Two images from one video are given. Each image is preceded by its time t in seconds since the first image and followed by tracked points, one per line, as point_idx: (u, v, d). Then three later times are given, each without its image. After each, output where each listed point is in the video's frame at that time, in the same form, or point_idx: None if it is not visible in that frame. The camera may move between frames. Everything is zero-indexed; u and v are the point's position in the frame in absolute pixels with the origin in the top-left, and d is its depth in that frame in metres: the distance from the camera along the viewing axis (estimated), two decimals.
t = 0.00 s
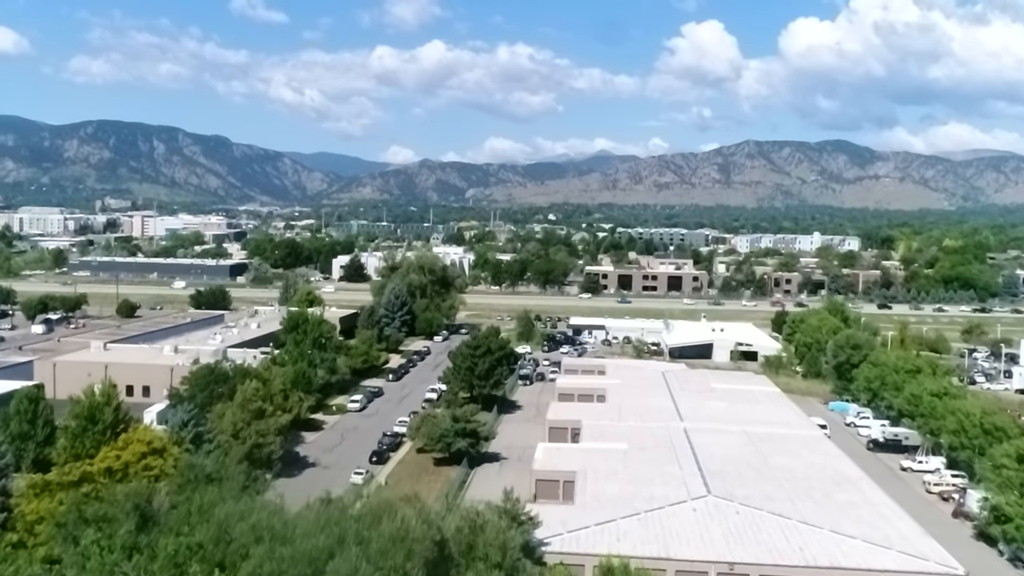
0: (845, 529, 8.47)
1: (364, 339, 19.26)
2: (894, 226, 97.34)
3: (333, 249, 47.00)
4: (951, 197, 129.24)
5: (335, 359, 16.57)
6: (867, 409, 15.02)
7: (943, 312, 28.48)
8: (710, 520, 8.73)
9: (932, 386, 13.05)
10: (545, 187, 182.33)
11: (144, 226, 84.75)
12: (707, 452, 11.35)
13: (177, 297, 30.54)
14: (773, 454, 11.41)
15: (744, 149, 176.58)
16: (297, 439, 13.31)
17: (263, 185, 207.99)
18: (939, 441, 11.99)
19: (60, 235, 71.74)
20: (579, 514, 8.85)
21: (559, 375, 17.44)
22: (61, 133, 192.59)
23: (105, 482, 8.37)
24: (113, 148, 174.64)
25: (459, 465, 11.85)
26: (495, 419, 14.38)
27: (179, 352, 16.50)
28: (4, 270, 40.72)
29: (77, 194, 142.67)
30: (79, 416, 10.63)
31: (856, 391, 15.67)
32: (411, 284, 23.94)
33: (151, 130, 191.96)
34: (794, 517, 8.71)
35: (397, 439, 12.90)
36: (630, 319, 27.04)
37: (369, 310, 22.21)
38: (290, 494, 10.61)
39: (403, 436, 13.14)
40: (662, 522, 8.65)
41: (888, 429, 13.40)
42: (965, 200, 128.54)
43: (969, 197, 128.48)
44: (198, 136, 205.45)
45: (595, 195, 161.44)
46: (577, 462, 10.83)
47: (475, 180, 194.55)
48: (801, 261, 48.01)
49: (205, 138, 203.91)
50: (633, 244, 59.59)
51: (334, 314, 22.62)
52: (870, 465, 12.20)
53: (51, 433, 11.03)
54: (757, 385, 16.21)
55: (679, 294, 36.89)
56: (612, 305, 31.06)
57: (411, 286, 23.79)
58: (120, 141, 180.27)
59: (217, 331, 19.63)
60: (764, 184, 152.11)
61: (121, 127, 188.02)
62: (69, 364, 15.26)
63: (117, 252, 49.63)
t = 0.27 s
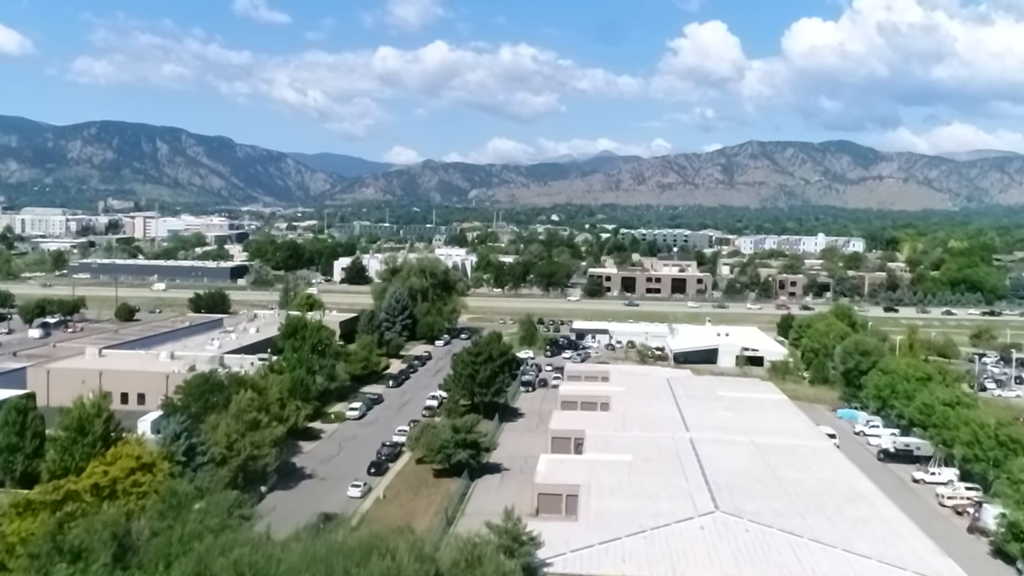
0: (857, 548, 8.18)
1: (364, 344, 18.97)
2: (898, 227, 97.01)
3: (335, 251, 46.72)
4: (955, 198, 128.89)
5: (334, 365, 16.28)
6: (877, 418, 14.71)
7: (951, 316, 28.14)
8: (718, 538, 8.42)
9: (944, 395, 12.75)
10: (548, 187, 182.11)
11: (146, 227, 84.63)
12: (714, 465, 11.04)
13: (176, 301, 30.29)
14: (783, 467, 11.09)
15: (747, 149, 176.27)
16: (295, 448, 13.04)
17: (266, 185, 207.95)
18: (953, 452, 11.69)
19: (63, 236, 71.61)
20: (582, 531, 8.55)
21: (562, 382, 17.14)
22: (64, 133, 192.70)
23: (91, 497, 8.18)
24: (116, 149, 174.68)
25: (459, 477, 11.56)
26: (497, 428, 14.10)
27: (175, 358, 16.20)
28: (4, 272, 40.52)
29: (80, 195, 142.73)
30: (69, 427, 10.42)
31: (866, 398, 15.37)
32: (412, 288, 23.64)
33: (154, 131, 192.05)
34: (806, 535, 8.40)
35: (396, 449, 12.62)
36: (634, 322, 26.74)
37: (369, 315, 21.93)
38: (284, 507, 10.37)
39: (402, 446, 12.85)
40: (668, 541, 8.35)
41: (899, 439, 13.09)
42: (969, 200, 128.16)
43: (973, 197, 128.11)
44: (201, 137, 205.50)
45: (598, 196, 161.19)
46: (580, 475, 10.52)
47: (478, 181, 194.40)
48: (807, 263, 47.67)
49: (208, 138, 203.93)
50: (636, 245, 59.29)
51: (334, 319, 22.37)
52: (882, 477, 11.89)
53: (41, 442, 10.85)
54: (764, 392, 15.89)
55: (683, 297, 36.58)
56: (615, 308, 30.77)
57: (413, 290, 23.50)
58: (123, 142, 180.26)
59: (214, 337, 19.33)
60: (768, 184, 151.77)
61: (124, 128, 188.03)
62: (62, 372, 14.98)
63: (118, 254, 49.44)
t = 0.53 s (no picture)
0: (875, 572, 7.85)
1: (367, 350, 18.65)
2: (906, 228, 96.59)
3: (340, 253, 46.48)
4: (963, 197, 128.39)
5: (336, 373, 15.97)
6: (891, 428, 14.36)
7: (963, 320, 27.78)
8: (729, 558, 8.10)
9: (961, 406, 12.39)
10: (555, 187, 181.87)
11: (152, 228, 84.50)
12: (725, 479, 10.70)
13: (180, 304, 30.04)
14: (796, 481, 10.74)
15: (754, 149, 176.16)
16: (294, 459, 12.73)
17: (272, 185, 208.00)
18: (971, 466, 11.34)
19: (68, 237, 71.47)
20: (590, 552, 8.22)
21: (569, 390, 16.80)
22: (71, 133, 192.92)
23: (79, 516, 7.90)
24: (124, 149, 175.02)
25: (462, 491, 11.27)
26: (501, 438, 13.77)
27: (175, 365, 15.91)
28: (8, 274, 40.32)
29: (87, 194, 142.81)
30: (62, 439, 10.13)
31: (879, 407, 15.01)
32: (417, 292, 23.37)
33: (161, 131, 192.16)
34: (823, 558, 8.05)
35: (398, 461, 12.31)
36: (641, 326, 26.41)
37: (374, 320, 21.69)
38: (282, 523, 10.09)
39: (404, 457, 12.55)
40: (678, 562, 8.02)
41: (914, 451, 12.74)
42: (978, 200, 127.65)
43: (981, 197, 127.59)
44: (208, 137, 205.59)
45: (605, 196, 160.87)
46: (588, 489, 10.19)
47: (484, 181, 194.19)
48: (816, 265, 47.29)
49: (214, 138, 203.99)
50: (644, 247, 58.98)
51: (338, 323, 22.09)
52: (899, 492, 11.55)
53: (35, 450, 10.59)
54: (775, 401, 15.55)
55: (690, 300, 36.23)
56: (622, 311, 30.45)
57: (417, 294, 23.24)
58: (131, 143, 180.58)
59: (215, 342, 19.04)
60: (775, 184, 151.33)
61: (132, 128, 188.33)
62: (60, 380, 14.71)
63: (123, 256, 49.25)
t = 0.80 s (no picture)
0: None
1: (369, 357, 18.33)
2: (915, 228, 96.15)
3: (345, 255, 46.22)
4: (972, 197, 127.84)
5: (338, 382, 15.65)
6: (906, 440, 14.01)
7: (976, 325, 27.38)
8: None
9: (979, 419, 12.04)
10: (562, 187, 181.60)
11: (158, 229, 84.42)
12: (736, 496, 10.36)
13: (182, 308, 29.80)
14: (809, 499, 10.40)
15: (762, 150, 175.70)
16: (294, 473, 12.41)
17: (279, 186, 208.10)
18: (990, 483, 11.00)
19: (74, 238, 71.34)
20: None
21: (575, 398, 16.47)
22: (79, 133, 193.31)
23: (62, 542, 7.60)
24: (131, 149, 175.35)
25: (465, 507, 10.96)
26: (506, 450, 13.45)
27: (173, 374, 15.61)
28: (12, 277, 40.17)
29: (95, 194, 143.10)
30: (52, 455, 9.84)
31: (893, 418, 14.66)
32: (421, 297, 23.07)
33: (168, 131, 192.48)
34: None
35: (400, 474, 12.01)
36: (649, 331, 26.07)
37: (377, 326, 21.47)
38: (278, 542, 9.80)
39: (406, 471, 12.23)
40: None
41: (930, 465, 12.40)
42: (986, 200, 127.09)
43: (990, 197, 127.06)
44: (215, 137, 205.82)
45: (612, 196, 160.54)
46: (594, 507, 9.86)
47: (491, 182, 193.98)
48: (825, 267, 46.90)
49: (221, 139, 204.16)
50: (651, 248, 58.66)
51: (341, 329, 21.79)
52: (915, 509, 11.22)
53: (26, 463, 10.31)
54: (787, 411, 15.19)
55: (698, 303, 35.89)
56: (629, 315, 30.13)
57: (422, 299, 22.95)
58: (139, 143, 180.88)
59: (216, 349, 18.74)
60: (782, 184, 150.85)
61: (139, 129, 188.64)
62: (56, 389, 14.41)
63: (128, 257, 49.12)
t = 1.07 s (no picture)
0: None
1: (373, 367, 18.00)
2: (926, 229, 95.55)
3: (352, 258, 45.97)
4: (983, 198, 127.12)
5: (342, 392, 15.33)
6: (923, 454, 13.63)
7: (991, 330, 26.94)
8: None
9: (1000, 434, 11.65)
10: (570, 188, 181.28)
11: (166, 231, 84.41)
12: (749, 517, 10.00)
13: (186, 313, 29.55)
14: (826, 519, 10.02)
15: (771, 150, 175.08)
16: (294, 488, 12.11)
17: (288, 187, 208.32)
18: (1013, 501, 10.63)
19: (82, 241, 71.35)
20: None
21: (583, 410, 16.12)
22: (88, 134, 193.75)
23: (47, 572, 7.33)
24: (140, 151, 175.82)
25: (469, 526, 10.64)
26: (511, 464, 13.14)
27: (173, 384, 15.31)
28: (17, 280, 40.01)
29: (104, 196, 143.52)
30: (43, 473, 9.54)
31: (910, 431, 14.28)
32: (427, 303, 22.75)
33: (177, 133, 192.79)
34: None
35: (402, 491, 11.70)
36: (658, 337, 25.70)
37: (382, 333, 21.13)
38: (276, 565, 9.50)
39: (408, 487, 11.91)
40: None
41: (949, 481, 12.02)
42: (997, 201, 126.39)
43: (1001, 197, 126.34)
44: (224, 138, 206.10)
45: (620, 197, 160.18)
46: (602, 527, 9.52)
47: (499, 183, 193.71)
48: (836, 270, 46.47)
49: (230, 140, 204.41)
50: (660, 250, 58.26)
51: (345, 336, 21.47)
52: (935, 529, 10.85)
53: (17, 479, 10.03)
54: (800, 423, 14.82)
55: (708, 307, 35.52)
56: (638, 320, 29.78)
57: (427, 305, 22.64)
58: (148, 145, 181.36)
59: (218, 357, 18.44)
60: (792, 185, 150.26)
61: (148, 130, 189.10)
62: (52, 400, 14.11)
63: (135, 261, 48.98)
